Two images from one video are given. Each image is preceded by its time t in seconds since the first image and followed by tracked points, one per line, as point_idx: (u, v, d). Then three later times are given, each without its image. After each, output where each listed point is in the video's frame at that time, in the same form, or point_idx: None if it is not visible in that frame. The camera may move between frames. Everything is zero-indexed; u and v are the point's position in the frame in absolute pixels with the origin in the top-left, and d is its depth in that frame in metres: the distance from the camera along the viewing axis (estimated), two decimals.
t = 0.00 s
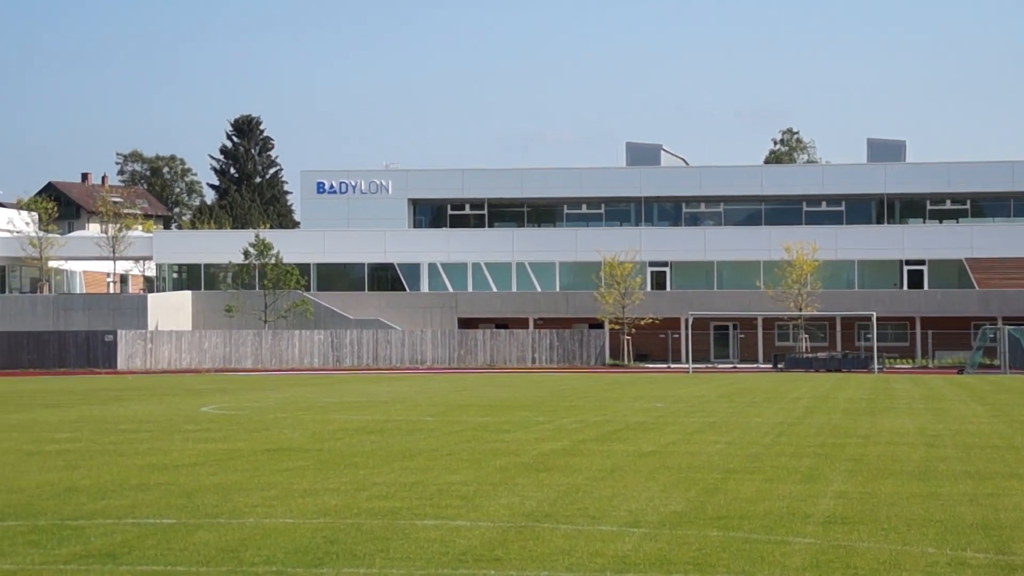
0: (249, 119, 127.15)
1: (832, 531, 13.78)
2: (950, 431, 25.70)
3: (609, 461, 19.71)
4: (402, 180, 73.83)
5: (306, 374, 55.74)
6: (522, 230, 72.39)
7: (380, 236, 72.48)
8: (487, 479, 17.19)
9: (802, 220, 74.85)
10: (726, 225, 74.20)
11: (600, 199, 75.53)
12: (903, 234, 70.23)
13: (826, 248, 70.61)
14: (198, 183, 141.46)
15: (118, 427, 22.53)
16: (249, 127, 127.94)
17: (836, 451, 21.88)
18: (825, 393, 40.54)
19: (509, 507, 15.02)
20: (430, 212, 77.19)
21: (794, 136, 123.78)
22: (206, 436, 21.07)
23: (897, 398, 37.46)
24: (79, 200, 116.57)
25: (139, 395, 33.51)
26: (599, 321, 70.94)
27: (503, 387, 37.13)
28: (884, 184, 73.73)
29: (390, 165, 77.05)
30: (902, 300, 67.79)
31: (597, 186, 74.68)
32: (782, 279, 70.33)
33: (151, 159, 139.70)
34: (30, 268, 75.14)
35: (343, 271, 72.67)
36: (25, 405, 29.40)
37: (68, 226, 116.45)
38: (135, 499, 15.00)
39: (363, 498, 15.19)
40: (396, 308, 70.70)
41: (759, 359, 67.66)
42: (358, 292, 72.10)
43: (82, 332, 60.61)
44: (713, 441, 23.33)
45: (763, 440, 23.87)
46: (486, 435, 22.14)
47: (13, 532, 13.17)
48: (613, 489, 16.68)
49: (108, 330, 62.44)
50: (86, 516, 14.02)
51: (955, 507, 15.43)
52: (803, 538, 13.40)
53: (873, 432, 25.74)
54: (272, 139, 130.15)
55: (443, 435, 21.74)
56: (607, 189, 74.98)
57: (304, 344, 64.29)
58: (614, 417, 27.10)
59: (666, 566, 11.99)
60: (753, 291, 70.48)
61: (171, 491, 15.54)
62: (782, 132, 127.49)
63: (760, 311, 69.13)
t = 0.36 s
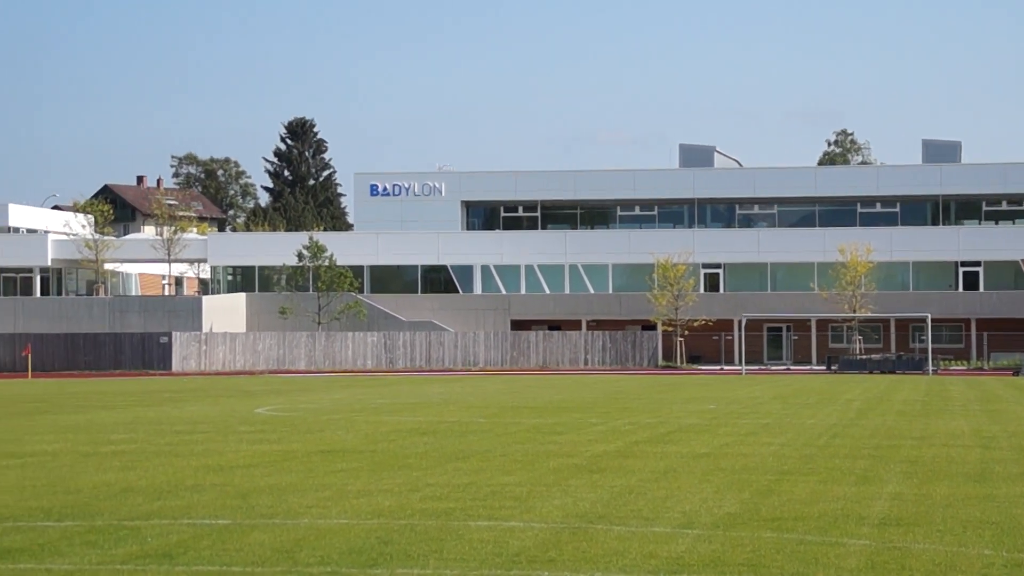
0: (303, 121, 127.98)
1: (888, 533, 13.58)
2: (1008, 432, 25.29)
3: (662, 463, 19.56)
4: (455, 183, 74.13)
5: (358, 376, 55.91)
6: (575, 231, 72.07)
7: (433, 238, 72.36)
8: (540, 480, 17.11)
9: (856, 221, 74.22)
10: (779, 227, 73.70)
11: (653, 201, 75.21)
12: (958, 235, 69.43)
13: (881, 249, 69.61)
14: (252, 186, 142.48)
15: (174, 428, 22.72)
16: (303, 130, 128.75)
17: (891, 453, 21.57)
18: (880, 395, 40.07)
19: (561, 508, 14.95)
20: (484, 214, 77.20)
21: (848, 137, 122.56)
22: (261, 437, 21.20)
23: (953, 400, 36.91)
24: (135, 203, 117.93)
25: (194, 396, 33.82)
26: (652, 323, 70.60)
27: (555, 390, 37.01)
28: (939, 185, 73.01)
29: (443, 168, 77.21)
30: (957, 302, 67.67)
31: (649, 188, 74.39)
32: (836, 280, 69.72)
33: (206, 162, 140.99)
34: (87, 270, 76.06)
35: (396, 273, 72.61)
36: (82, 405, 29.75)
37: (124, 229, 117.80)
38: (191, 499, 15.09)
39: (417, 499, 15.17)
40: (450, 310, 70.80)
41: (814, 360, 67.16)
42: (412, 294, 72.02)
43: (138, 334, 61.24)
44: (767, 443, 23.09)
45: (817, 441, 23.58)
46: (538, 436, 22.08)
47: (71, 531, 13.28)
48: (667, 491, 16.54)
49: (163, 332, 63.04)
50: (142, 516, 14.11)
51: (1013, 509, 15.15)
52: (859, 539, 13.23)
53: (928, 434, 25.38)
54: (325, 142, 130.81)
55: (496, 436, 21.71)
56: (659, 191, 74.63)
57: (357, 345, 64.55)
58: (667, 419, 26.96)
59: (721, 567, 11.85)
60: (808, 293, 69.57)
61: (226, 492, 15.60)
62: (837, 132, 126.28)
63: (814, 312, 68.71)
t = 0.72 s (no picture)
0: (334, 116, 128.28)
1: (918, 530, 13.45)
2: None
3: (692, 459, 19.45)
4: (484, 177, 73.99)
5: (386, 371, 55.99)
6: (604, 227, 71.91)
7: (462, 233, 72.30)
8: (569, 476, 17.05)
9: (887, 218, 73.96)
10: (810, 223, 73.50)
11: (684, 197, 74.98)
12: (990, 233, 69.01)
13: (911, 246, 69.14)
14: (283, 181, 143.02)
15: (205, 422, 22.84)
16: (334, 124, 129.08)
17: (922, 450, 21.38)
18: (910, 392, 39.80)
19: (590, 503, 14.90)
20: (514, 209, 77.28)
21: (880, 133, 121.88)
22: (290, 431, 21.27)
23: (984, 397, 36.61)
24: (166, 197, 118.59)
25: (224, 390, 33.98)
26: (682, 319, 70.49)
27: (585, 385, 36.92)
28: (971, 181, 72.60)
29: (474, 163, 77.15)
30: (987, 298, 67.08)
31: (680, 184, 74.13)
32: (866, 276, 69.35)
33: (237, 157, 141.66)
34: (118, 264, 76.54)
35: (426, 268, 72.74)
36: (114, 399, 29.95)
37: (155, 223, 118.51)
38: (221, 493, 15.14)
39: (446, 494, 15.15)
40: (479, 305, 70.76)
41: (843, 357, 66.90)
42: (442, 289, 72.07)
43: (168, 328, 61.56)
44: (797, 439, 22.94)
45: (847, 438, 23.42)
46: (568, 431, 22.04)
47: (101, 524, 13.34)
48: (696, 486, 16.45)
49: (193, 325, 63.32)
50: (172, 509, 14.16)
51: None
52: (889, 536, 13.10)
53: (960, 430, 25.15)
54: (355, 137, 131.08)
55: (525, 432, 21.66)
56: (690, 186, 74.26)
57: (386, 340, 64.65)
58: (696, 415, 26.86)
59: (750, 563, 11.75)
60: (838, 290, 68.71)
61: (255, 486, 15.64)
62: (868, 129, 125.61)
63: (844, 309, 68.03)
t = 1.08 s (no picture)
0: (365, 108, 128.31)
1: (953, 522, 13.34)
2: None
3: (725, 451, 19.39)
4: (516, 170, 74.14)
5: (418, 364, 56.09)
6: (635, 220, 71.82)
7: (493, 226, 72.26)
8: (602, 468, 17.01)
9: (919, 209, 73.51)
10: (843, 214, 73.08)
11: (715, 188, 74.68)
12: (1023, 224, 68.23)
13: (944, 237, 68.91)
14: (315, 173, 143.44)
15: (239, 414, 22.95)
16: (365, 117, 129.23)
17: (956, 442, 21.21)
18: (944, 383, 39.52)
19: (624, 495, 14.87)
20: (545, 202, 76.94)
21: (912, 124, 121.00)
22: (324, 424, 21.33)
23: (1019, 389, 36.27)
24: (199, 190, 119.16)
25: (258, 383, 34.11)
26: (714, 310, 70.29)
27: (616, 377, 36.84)
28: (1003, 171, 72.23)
29: (504, 156, 77.12)
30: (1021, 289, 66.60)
31: (712, 175, 73.98)
32: (899, 268, 68.99)
33: (269, 150, 142.17)
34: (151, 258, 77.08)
35: (458, 260, 72.65)
36: (149, 392, 30.12)
37: (188, 216, 119.21)
38: (255, 485, 15.19)
39: (479, 486, 15.16)
40: (511, 297, 70.68)
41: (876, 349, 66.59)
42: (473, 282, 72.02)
43: (201, 321, 61.90)
44: (829, 431, 22.82)
45: (881, 430, 23.26)
46: (600, 423, 22.00)
47: (137, 516, 13.41)
48: (729, 479, 16.39)
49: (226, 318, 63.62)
50: (206, 502, 14.22)
51: None
52: (923, 528, 13.02)
53: (994, 423, 24.93)
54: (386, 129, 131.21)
55: (557, 424, 21.64)
56: (721, 177, 74.11)
57: (418, 333, 64.74)
58: (729, 407, 26.76)
59: (784, 556, 11.69)
60: (869, 281, 68.32)
61: (289, 478, 15.70)
62: (900, 119, 124.71)
63: (877, 300, 67.80)
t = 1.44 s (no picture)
0: (397, 103, 128.42)
1: (989, 517, 13.22)
2: None
3: (758, 445, 19.29)
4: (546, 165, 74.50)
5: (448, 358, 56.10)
6: (666, 213, 71.51)
7: (524, 219, 72.14)
8: (634, 462, 16.96)
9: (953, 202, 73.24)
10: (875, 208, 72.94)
11: (747, 181, 74.46)
12: None
13: (977, 231, 68.39)
14: (347, 167, 143.88)
15: (271, 408, 23.05)
16: (397, 111, 129.26)
17: (991, 437, 21.00)
18: (978, 377, 39.22)
19: (657, 490, 14.81)
20: (577, 195, 76.90)
21: (946, 117, 120.07)
22: (356, 417, 21.37)
23: None
24: (232, 184, 119.74)
25: (290, 377, 34.22)
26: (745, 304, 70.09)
27: (648, 372, 36.79)
28: None
29: (536, 149, 76.89)
30: None
31: (744, 169, 73.73)
32: (932, 261, 68.54)
33: (301, 144, 142.63)
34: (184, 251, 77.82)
35: (489, 254, 72.69)
36: (182, 386, 30.30)
37: (221, 210, 119.86)
38: (288, 479, 15.24)
39: (512, 481, 15.14)
40: (542, 291, 70.57)
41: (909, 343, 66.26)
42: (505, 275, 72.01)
43: (234, 315, 62.19)
44: (863, 425, 22.67)
45: (914, 424, 23.10)
46: (632, 417, 21.97)
47: (172, 510, 13.47)
48: (762, 473, 16.31)
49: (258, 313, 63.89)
50: (240, 495, 14.28)
51: None
52: (960, 523, 12.89)
53: None
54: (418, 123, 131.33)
55: (589, 418, 21.62)
56: (753, 171, 73.71)
57: (450, 327, 64.77)
58: (761, 400, 26.66)
59: (818, 550, 11.62)
60: (902, 275, 67.82)
61: (322, 472, 15.75)
62: (934, 112, 123.75)
63: (910, 294, 67.33)
